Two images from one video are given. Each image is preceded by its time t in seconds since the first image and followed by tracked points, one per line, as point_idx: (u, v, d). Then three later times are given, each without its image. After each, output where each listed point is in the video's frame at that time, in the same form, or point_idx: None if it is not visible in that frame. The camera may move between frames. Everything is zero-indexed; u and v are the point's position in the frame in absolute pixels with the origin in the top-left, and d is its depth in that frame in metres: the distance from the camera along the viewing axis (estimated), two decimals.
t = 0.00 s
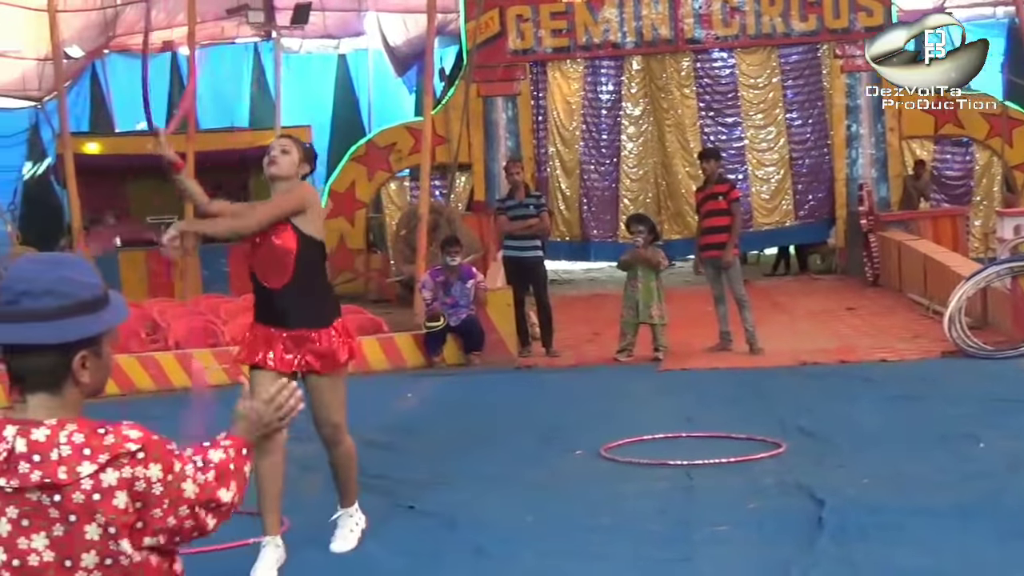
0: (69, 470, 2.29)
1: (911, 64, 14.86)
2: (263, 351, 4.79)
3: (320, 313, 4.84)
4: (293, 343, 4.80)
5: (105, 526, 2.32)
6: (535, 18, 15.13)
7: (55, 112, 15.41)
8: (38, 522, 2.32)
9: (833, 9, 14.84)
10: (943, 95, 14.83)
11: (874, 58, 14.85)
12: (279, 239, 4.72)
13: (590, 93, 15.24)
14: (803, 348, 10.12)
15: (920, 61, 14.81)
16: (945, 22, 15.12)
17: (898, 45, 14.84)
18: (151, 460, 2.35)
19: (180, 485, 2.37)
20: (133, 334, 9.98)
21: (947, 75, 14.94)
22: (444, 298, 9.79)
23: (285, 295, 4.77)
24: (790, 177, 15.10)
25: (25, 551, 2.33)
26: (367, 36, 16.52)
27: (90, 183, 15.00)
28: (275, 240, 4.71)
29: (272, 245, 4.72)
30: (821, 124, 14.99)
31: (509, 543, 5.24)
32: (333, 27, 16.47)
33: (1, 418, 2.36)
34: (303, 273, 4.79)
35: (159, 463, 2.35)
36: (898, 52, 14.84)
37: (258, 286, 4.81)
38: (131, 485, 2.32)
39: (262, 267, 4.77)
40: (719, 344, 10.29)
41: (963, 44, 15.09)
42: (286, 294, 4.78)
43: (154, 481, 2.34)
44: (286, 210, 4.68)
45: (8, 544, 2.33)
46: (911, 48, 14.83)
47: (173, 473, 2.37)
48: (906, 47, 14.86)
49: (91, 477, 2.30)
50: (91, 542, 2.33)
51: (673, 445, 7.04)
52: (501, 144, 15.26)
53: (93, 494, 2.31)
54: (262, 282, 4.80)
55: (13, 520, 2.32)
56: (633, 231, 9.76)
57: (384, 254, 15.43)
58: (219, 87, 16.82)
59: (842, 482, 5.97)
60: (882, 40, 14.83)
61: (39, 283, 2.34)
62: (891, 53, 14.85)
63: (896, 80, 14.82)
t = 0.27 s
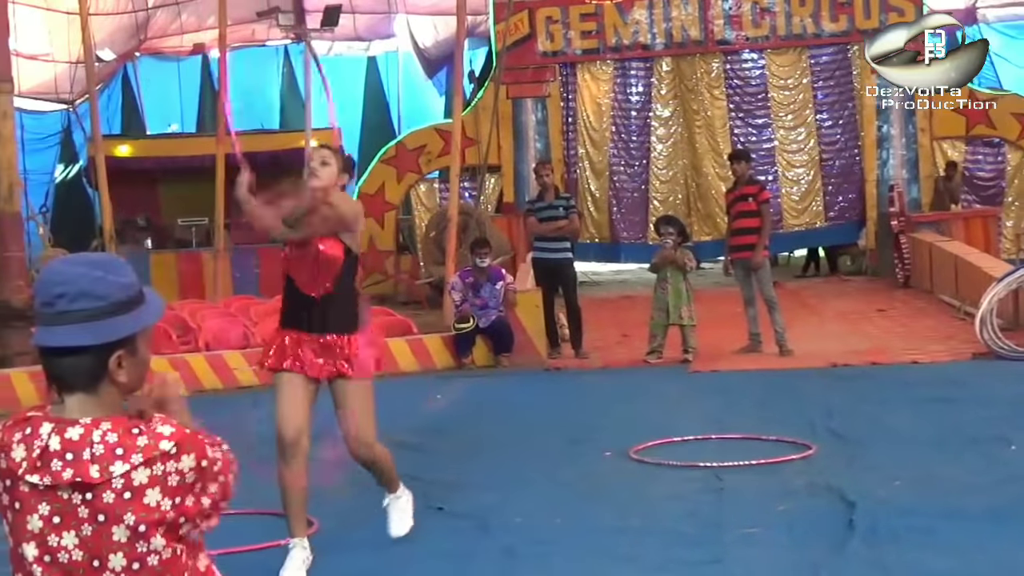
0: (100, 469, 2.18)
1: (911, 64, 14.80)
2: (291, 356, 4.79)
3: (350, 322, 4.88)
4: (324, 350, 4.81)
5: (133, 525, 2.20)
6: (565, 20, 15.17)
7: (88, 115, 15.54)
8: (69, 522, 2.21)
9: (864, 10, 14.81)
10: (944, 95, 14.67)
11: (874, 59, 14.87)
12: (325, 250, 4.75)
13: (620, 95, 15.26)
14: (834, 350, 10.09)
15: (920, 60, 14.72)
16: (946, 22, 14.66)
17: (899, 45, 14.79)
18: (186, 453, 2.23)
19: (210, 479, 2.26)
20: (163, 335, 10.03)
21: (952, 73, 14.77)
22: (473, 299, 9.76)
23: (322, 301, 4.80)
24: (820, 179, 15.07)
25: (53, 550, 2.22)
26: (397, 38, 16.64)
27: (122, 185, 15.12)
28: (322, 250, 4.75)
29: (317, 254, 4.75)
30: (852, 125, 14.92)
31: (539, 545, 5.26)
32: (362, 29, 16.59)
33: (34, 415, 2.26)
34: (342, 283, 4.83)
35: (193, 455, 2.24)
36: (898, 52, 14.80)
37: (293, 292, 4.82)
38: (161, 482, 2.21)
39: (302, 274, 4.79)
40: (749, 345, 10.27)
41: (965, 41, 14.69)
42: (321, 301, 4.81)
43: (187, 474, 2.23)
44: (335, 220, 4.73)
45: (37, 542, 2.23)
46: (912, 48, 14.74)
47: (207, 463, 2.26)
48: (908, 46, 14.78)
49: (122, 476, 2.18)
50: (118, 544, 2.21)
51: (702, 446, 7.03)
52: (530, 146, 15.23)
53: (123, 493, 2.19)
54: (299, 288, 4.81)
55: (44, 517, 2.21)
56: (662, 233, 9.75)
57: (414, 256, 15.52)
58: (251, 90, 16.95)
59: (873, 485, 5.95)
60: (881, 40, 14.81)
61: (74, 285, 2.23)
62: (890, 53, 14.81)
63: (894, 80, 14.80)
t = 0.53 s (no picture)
0: (127, 460, 2.04)
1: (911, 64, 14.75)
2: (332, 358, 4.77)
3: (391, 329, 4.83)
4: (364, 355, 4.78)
5: (155, 522, 2.04)
6: (577, 21, 15.20)
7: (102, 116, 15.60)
8: (92, 515, 2.06)
9: (877, 10, 14.84)
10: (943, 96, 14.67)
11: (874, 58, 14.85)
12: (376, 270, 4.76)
13: (633, 96, 15.25)
14: (847, 350, 10.08)
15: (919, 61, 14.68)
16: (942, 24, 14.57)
17: (899, 45, 14.76)
18: (209, 462, 2.07)
19: (232, 494, 2.07)
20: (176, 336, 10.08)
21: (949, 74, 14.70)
22: (486, 300, 9.77)
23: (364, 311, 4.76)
24: (832, 180, 15.06)
25: (76, 544, 2.07)
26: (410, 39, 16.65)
27: (136, 186, 15.19)
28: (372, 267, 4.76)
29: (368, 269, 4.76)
30: (865, 125, 14.88)
31: (551, 545, 5.27)
32: (375, 30, 16.40)
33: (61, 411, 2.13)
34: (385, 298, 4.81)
35: (215, 466, 2.07)
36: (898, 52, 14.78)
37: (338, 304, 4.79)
38: (183, 481, 2.05)
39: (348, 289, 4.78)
40: (762, 346, 10.26)
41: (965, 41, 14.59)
42: (360, 307, 4.76)
43: (207, 483, 2.05)
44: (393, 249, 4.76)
45: (62, 538, 2.08)
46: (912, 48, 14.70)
47: (227, 480, 2.07)
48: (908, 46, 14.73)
49: (148, 469, 2.04)
50: (140, 536, 2.05)
51: (714, 447, 7.04)
52: (542, 146, 15.18)
53: (147, 487, 2.04)
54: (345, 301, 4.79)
55: (69, 509, 2.07)
56: (674, 234, 9.72)
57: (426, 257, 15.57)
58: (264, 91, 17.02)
59: (886, 485, 5.95)
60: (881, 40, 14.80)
61: (98, 284, 2.16)
62: (890, 53, 14.79)
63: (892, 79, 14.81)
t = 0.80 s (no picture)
0: (133, 451, 2.16)
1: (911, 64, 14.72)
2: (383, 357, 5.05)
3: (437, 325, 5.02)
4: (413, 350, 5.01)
5: (159, 507, 2.16)
6: (576, 21, 15.17)
7: (100, 117, 15.58)
8: (100, 506, 2.18)
9: (876, 10, 14.80)
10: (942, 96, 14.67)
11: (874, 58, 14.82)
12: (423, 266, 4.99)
13: (631, 96, 15.25)
14: (845, 350, 10.08)
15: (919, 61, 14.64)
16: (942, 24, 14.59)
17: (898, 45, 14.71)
18: (204, 447, 2.20)
19: (223, 477, 2.20)
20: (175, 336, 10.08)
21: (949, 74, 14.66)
22: (485, 300, 9.72)
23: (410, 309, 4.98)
24: (831, 180, 15.07)
25: (87, 535, 2.18)
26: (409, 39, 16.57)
27: (134, 187, 15.18)
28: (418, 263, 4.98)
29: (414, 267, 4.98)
30: (863, 126, 14.89)
31: (551, 545, 5.27)
32: (373, 30, 16.44)
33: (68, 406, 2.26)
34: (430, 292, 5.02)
35: (209, 451, 2.20)
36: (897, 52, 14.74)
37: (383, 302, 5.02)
38: (182, 466, 2.18)
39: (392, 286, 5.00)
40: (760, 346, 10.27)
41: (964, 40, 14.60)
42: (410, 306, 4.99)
43: (201, 466, 2.18)
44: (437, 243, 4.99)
45: (74, 529, 2.19)
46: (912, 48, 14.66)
47: (221, 465, 2.20)
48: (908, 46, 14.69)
49: (153, 458, 2.17)
50: (145, 525, 2.17)
51: (713, 447, 7.05)
52: (541, 147, 15.24)
53: (151, 475, 2.16)
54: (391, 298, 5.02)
55: (79, 501, 2.19)
56: (673, 234, 9.70)
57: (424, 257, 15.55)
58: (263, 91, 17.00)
59: (884, 485, 5.95)
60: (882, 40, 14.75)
61: (105, 282, 2.23)
62: (890, 53, 14.75)
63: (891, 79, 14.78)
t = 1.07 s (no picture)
0: (123, 461, 2.13)
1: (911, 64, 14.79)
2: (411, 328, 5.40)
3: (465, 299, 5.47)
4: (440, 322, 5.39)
5: (156, 517, 2.14)
6: (567, 21, 15.18)
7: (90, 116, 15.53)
8: (89, 517, 2.13)
9: (866, 10, 14.79)
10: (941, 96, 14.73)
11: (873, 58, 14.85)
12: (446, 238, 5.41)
13: (622, 95, 15.26)
14: (836, 350, 10.09)
15: (920, 61, 14.71)
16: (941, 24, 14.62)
17: (899, 46, 14.77)
18: (205, 451, 2.16)
19: (234, 474, 2.17)
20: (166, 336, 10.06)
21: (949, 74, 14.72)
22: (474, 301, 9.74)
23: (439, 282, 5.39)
24: (822, 180, 15.06)
25: (74, 546, 2.13)
26: (399, 39, 16.65)
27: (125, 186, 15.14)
28: (441, 237, 5.40)
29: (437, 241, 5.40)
30: (854, 126, 14.92)
31: (542, 545, 5.27)
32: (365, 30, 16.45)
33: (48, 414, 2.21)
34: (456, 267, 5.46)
35: (213, 454, 2.16)
36: (897, 52, 14.78)
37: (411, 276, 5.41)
38: (186, 474, 2.14)
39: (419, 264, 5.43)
40: (751, 346, 10.27)
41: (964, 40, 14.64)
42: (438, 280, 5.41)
43: (208, 471, 2.15)
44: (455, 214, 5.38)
45: (57, 541, 2.14)
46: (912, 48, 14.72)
47: (226, 463, 2.16)
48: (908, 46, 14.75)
49: (146, 467, 2.13)
50: (141, 534, 2.14)
51: (704, 447, 7.04)
52: (532, 147, 15.18)
53: (147, 485, 2.13)
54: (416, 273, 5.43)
55: (64, 512, 2.14)
56: (664, 234, 9.73)
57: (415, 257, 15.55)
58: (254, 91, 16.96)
59: (875, 485, 5.96)
60: (882, 40, 14.78)
61: (93, 280, 2.21)
62: (890, 53, 14.80)
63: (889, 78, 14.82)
